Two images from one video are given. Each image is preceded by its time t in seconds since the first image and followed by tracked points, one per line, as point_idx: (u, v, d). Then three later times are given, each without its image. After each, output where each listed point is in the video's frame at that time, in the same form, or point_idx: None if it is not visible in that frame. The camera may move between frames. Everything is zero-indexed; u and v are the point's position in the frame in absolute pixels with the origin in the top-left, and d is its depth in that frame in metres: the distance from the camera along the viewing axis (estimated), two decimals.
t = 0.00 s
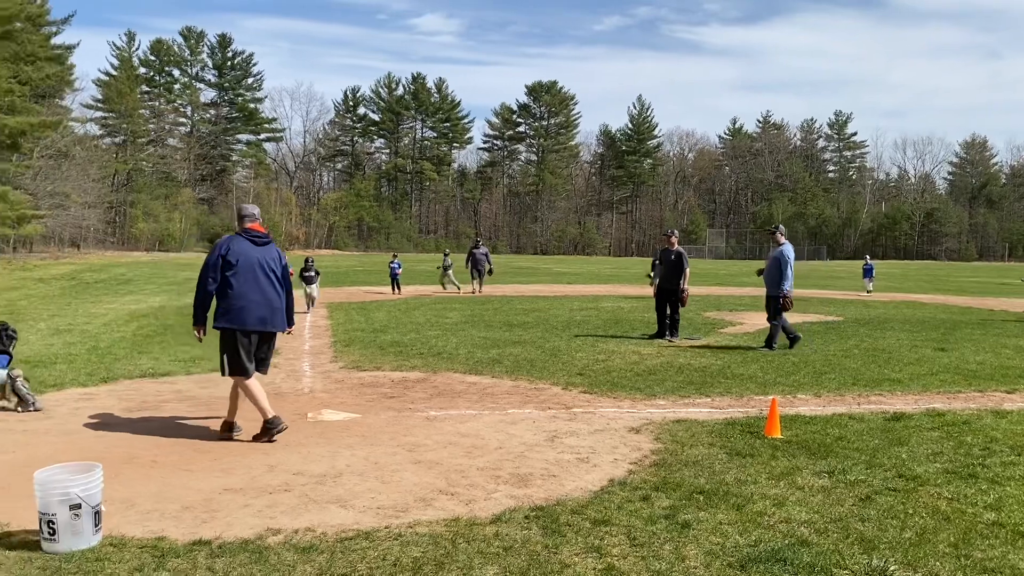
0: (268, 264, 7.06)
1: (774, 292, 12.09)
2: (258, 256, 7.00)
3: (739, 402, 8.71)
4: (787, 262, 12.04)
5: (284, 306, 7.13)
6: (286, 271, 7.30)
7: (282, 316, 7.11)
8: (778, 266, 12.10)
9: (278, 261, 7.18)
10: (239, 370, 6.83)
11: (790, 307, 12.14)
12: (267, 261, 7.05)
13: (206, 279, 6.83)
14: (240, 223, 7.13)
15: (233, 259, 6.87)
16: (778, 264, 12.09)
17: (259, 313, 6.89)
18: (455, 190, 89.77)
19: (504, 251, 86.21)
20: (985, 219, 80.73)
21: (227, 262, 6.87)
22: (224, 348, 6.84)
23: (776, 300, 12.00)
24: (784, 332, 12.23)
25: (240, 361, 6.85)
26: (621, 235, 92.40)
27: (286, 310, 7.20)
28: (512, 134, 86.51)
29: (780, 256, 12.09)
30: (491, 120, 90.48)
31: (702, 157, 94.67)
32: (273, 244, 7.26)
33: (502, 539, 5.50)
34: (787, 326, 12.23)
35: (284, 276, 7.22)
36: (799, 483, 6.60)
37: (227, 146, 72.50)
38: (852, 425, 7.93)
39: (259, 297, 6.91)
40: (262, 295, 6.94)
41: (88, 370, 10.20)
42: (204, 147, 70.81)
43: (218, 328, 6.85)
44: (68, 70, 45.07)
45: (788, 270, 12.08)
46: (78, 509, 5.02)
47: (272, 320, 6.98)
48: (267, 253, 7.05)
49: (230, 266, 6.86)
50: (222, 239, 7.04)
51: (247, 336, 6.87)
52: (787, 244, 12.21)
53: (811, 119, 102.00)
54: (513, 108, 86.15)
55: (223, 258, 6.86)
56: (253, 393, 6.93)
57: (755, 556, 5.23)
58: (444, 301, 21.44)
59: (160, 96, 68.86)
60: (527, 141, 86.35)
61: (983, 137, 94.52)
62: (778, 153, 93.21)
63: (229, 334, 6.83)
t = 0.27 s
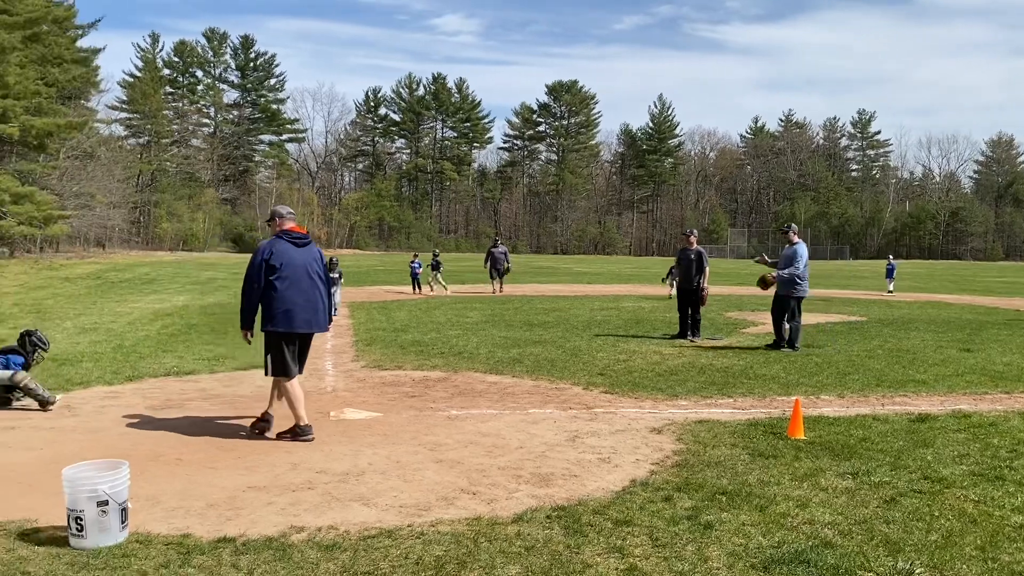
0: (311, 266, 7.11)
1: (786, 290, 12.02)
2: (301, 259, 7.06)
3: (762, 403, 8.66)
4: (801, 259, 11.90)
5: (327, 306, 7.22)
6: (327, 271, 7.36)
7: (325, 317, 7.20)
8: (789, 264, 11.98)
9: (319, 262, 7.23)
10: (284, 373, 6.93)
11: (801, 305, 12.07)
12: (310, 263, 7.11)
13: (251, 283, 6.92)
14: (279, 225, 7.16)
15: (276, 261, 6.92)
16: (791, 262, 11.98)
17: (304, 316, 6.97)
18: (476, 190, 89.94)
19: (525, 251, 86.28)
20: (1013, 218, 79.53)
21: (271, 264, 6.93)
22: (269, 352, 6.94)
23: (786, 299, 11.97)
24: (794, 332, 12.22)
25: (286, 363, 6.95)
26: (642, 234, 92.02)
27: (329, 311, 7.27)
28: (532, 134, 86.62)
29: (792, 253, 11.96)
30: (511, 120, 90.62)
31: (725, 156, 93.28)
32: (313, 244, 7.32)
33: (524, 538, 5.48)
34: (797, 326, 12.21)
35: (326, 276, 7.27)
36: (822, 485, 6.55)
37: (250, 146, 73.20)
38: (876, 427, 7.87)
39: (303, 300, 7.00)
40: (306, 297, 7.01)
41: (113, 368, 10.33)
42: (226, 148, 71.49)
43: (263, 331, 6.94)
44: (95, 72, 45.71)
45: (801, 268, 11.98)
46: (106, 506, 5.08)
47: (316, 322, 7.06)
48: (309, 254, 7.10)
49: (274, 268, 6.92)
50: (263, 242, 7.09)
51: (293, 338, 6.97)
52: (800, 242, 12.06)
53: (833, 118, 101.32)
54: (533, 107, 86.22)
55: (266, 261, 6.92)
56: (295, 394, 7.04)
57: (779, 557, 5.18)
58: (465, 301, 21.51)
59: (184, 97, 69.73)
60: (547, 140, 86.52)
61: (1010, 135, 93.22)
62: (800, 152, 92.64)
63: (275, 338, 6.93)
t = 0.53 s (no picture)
0: (350, 264, 7.24)
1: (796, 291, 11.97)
2: (341, 256, 7.18)
3: (783, 404, 8.62)
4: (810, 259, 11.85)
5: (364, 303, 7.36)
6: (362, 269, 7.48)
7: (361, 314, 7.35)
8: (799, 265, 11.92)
9: (357, 260, 7.36)
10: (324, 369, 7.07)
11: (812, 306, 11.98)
12: (349, 261, 7.24)
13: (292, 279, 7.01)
14: (319, 222, 7.27)
15: (318, 258, 7.03)
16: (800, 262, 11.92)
17: (344, 312, 7.12)
18: (494, 190, 90.02)
19: (543, 251, 86.22)
20: None
21: (312, 261, 7.05)
22: (309, 347, 7.07)
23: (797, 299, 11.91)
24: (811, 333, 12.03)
25: (325, 358, 7.09)
26: (661, 234, 91.62)
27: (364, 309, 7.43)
28: (551, 134, 86.61)
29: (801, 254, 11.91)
30: (529, 120, 90.65)
31: (744, 155, 93.24)
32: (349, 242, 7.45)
33: (544, 538, 5.47)
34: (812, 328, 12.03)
35: (361, 275, 7.39)
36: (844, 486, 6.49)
37: (270, 147, 73.76)
38: (898, 428, 7.80)
39: (344, 297, 7.13)
40: (346, 293, 7.15)
41: (137, 367, 10.45)
42: (247, 149, 72.10)
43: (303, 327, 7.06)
44: (117, 74, 46.26)
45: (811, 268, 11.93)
46: (129, 503, 5.13)
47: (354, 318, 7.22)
48: (349, 252, 7.23)
49: (315, 265, 7.03)
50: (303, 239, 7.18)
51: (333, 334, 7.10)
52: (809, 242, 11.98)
53: (855, 117, 100.49)
54: (552, 107, 86.16)
55: (308, 257, 7.03)
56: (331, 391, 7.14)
57: (800, 561, 5.14)
58: (484, 301, 21.56)
59: (205, 98, 70.50)
60: (566, 139, 86.52)
61: None
62: (821, 151, 91.92)
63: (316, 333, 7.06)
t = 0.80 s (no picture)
0: (388, 263, 7.36)
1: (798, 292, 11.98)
2: (381, 255, 7.29)
3: (802, 405, 8.56)
4: (812, 259, 11.89)
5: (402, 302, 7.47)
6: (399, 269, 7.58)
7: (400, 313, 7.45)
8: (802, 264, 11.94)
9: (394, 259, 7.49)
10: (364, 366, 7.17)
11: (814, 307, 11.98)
12: (387, 260, 7.35)
13: (332, 278, 7.11)
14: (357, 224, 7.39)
15: (358, 257, 7.15)
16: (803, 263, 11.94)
17: (384, 309, 7.21)
18: (510, 190, 90.15)
19: (560, 250, 86.17)
20: None
21: (353, 260, 7.15)
22: (351, 345, 7.15)
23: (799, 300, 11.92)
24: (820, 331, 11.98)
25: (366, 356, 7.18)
26: (677, 234, 91.32)
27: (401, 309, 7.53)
28: (567, 133, 86.63)
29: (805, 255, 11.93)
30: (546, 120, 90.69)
31: (762, 155, 92.98)
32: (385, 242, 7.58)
33: (561, 538, 5.45)
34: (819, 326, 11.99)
35: (399, 274, 7.49)
36: (864, 487, 6.43)
37: (288, 147, 74.33)
38: (919, 429, 7.73)
39: (384, 295, 7.24)
40: (386, 292, 7.26)
41: (157, 366, 10.55)
42: (265, 149, 72.70)
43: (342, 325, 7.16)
44: (137, 74, 46.80)
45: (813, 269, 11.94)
46: (149, 501, 5.16)
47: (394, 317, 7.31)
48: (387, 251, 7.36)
49: (355, 264, 7.14)
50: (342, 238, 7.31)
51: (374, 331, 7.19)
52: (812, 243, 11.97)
53: (874, 116, 99.74)
54: (568, 107, 86.14)
55: (349, 257, 7.14)
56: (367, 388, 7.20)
57: (819, 562, 5.09)
58: (500, 301, 21.58)
59: (223, 99, 71.19)
60: (582, 139, 86.54)
61: None
62: (840, 150, 91.32)
63: (356, 330, 7.16)
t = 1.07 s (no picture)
0: (417, 259, 7.43)
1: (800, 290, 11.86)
2: (408, 252, 7.36)
3: (818, 406, 8.53)
4: (817, 257, 11.78)
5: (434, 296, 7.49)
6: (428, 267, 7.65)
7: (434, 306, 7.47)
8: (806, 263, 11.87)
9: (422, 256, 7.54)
10: (404, 361, 7.16)
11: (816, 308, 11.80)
12: (415, 256, 7.42)
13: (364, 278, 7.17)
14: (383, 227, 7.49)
15: (386, 254, 7.22)
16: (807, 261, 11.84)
17: (419, 302, 7.24)
18: (524, 190, 90.13)
19: (574, 251, 86.11)
20: None
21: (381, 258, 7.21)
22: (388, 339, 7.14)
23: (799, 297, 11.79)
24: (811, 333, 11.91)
25: (405, 350, 7.18)
26: (692, 234, 91.00)
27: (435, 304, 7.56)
28: (581, 133, 86.54)
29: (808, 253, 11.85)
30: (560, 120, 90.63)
31: (778, 154, 92.54)
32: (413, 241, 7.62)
33: (576, 538, 5.45)
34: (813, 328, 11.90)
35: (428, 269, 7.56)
36: (881, 489, 6.39)
37: (303, 148, 74.69)
38: (936, 431, 7.68)
39: (417, 289, 7.28)
40: (418, 286, 7.31)
41: (174, 365, 10.63)
42: (280, 149, 73.17)
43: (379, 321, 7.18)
44: (154, 75, 47.16)
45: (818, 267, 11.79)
46: (166, 500, 5.19)
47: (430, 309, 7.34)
48: (415, 247, 7.42)
49: (385, 262, 7.21)
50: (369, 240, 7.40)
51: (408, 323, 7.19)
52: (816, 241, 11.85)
53: (891, 115, 98.96)
54: (582, 107, 86.02)
55: (377, 256, 7.21)
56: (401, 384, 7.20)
57: (836, 564, 5.06)
58: (514, 301, 21.60)
59: (239, 100, 71.67)
60: (596, 139, 86.48)
61: None
62: (856, 149, 90.68)
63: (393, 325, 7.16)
